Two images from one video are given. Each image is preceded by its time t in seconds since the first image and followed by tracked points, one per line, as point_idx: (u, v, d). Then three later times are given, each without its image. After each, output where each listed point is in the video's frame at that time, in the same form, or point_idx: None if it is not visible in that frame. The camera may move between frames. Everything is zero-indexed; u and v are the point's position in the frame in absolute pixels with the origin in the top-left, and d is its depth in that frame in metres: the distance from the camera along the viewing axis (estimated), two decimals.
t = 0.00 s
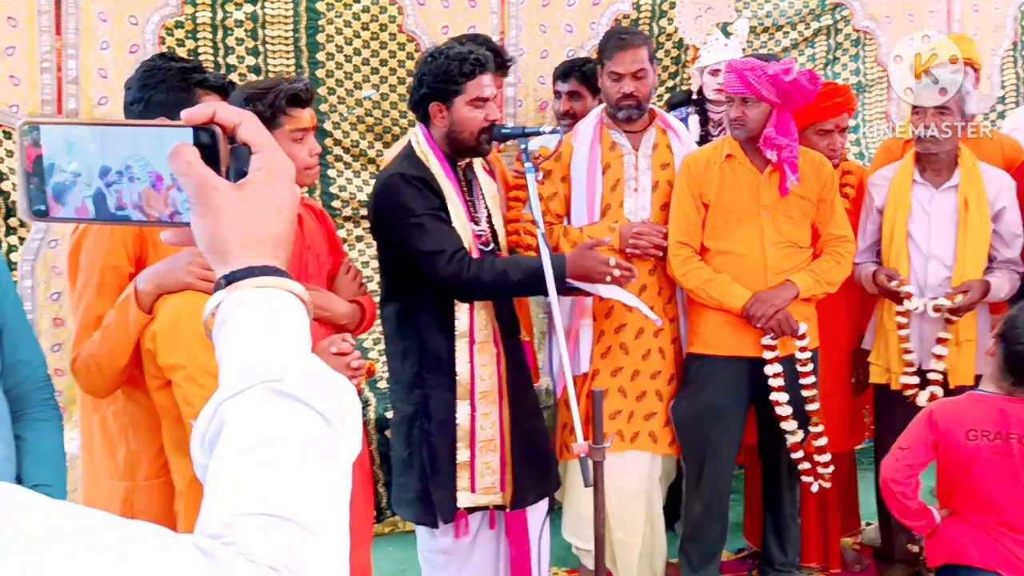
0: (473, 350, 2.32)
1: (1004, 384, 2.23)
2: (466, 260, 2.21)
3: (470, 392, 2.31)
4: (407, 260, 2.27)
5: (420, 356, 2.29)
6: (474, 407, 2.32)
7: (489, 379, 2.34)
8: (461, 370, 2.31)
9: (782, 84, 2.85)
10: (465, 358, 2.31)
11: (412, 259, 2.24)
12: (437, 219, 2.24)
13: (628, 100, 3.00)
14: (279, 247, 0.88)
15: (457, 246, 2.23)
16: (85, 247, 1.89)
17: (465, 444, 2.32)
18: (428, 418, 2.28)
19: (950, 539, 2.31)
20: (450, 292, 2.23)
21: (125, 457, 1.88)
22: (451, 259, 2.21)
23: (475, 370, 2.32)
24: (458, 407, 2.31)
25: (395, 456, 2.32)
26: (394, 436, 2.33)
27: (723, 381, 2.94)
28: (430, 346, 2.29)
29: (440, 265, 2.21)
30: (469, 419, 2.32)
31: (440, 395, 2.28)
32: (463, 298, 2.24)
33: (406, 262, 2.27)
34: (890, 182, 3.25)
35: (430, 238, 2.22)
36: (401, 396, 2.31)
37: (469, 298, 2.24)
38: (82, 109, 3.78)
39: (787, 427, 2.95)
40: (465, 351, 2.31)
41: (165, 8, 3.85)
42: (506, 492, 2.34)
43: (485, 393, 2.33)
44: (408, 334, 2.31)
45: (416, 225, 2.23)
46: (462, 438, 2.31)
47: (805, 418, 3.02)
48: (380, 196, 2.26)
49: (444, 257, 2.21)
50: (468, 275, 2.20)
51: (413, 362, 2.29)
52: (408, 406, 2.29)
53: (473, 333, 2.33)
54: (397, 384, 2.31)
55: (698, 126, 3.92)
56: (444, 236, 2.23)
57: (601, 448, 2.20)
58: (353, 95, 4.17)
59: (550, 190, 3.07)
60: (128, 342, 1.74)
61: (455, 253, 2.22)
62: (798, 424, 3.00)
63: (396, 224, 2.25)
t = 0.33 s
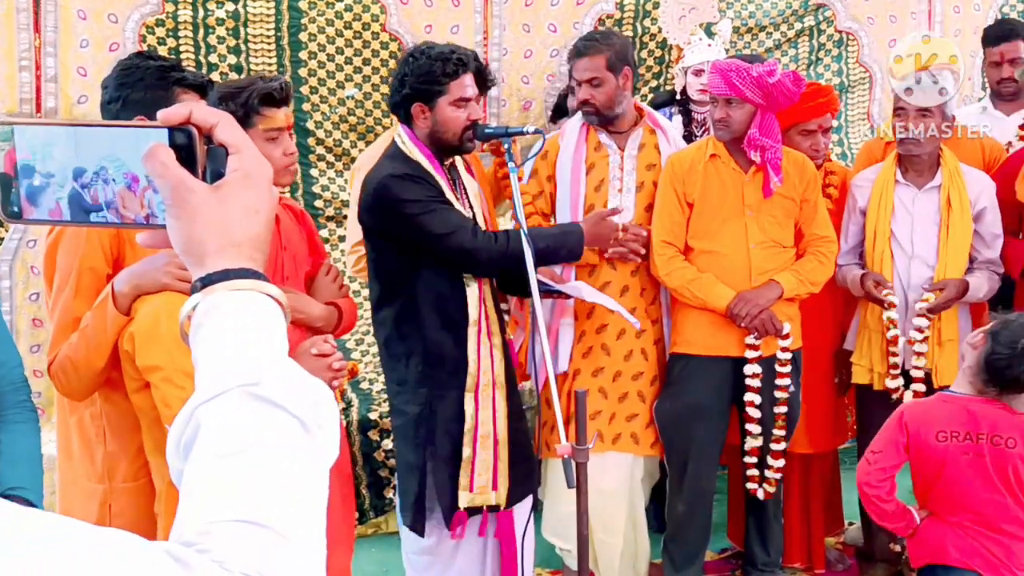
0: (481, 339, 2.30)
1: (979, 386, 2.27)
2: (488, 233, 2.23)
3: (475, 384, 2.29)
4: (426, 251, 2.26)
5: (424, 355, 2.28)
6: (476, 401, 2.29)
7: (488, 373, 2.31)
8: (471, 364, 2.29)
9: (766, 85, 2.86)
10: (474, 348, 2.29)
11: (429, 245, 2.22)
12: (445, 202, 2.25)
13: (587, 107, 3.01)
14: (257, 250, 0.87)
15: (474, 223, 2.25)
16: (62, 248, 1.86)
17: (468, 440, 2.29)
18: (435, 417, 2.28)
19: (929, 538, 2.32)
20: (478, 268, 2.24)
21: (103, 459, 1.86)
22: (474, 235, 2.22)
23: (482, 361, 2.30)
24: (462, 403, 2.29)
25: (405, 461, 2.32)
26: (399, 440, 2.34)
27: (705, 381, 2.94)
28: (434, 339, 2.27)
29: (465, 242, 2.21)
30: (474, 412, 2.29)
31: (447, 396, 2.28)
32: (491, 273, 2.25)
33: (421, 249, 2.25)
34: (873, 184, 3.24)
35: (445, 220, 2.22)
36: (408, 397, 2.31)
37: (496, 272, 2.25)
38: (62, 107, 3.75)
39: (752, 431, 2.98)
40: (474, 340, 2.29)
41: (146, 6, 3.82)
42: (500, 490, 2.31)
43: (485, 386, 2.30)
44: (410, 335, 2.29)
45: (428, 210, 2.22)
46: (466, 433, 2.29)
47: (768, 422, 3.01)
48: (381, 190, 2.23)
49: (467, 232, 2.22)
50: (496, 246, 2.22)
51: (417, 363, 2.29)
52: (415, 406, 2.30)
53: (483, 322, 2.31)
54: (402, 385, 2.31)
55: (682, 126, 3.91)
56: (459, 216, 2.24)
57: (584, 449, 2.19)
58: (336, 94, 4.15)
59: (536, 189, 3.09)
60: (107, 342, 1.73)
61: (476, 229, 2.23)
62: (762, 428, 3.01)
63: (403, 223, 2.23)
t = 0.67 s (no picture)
0: (468, 339, 2.30)
1: (945, 385, 2.30)
2: (476, 228, 2.23)
3: (473, 385, 2.29)
4: (414, 250, 2.25)
5: (411, 356, 2.27)
6: (474, 400, 2.29)
7: (482, 371, 2.31)
8: (463, 365, 2.28)
9: (745, 87, 2.87)
10: (464, 349, 2.29)
11: (417, 244, 2.22)
12: (429, 200, 2.24)
13: (561, 108, 3.02)
14: (232, 252, 0.88)
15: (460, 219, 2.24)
16: (36, 249, 1.84)
17: (472, 439, 2.28)
18: (423, 420, 2.27)
19: (901, 538, 2.33)
20: (468, 264, 2.23)
21: (77, 462, 1.83)
22: (461, 230, 2.21)
23: (473, 361, 2.30)
24: (461, 403, 2.29)
25: (392, 460, 2.31)
26: (385, 441, 2.32)
27: (683, 381, 2.95)
28: (422, 341, 2.27)
29: (453, 238, 2.20)
30: (473, 411, 2.29)
31: (435, 398, 2.27)
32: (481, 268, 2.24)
33: (409, 248, 2.24)
34: (847, 183, 3.28)
35: (432, 217, 2.21)
36: (397, 398, 2.29)
37: (487, 267, 2.24)
38: (36, 106, 3.72)
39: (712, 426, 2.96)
40: (464, 341, 2.29)
41: (121, 4, 3.79)
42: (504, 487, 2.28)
43: (479, 385, 2.30)
44: (397, 336, 2.28)
45: (414, 208, 2.21)
46: (471, 432, 2.28)
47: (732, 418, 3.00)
48: (365, 194, 2.22)
49: (455, 228, 2.21)
50: (486, 240, 2.22)
51: (404, 364, 2.28)
52: (404, 406, 2.28)
53: (469, 323, 2.31)
54: (388, 387, 2.30)
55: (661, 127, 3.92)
56: (445, 212, 2.23)
57: (564, 449, 2.18)
58: (314, 94, 4.13)
59: (516, 189, 3.10)
60: (82, 344, 1.71)
61: (463, 224, 2.23)
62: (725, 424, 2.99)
63: (388, 225, 2.21)
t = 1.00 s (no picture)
0: (425, 339, 2.29)
1: (883, 381, 2.34)
2: (432, 221, 2.21)
3: (430, 384, 2.28)
4: (371, 247, 2.23)
5: (370, 356, 2.25)
6: (431, 400, 2.28)
7: (440, 370, 2.31)
8: (421, 364, 2.27)
9: (704, 88, 2.88)
10: (423, 348, 2.28)
11: (375, 241, 2.20)
12: (384, 196, 2.22)
13: (526, 102, 3.01)
14: (185, 249, 0.86)
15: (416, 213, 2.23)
16: None
17: (426, 439, 2.28)
18: (381, 420, 2.24)
19: (848, 534, 2.36)
20: (427, 257, 2.22)
21: (28, 466, 1.79)
22: (418, 224, 2.20)
23: (430, 361, 2.30)
24: (417, 401, 2.28)
25: (352, 461, 2.28)
26: (344, 442, 2.30)
27: (643, 382, 2.95)
28: (381, 340, 2.24)
29: (410, 232, 2.19)
30: (429, 410, 2.28)
31: (393, 397, 2.25)
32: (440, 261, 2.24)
33: (367, 245, 2.22)
34: (798, 184, 3.32)
35: (387, 213, 2.19)
36: (355, 399, 2.26)
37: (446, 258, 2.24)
38: None
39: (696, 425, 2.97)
40: (423, 341, 2.28)
41: None
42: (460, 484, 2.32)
43: (438, 383, 2.30)
44: (355, 336, 2.25)
45: (369, 205, 2.18)
46: (424, 433, 2.28)
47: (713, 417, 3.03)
48: (320, 194, 2.19)
49: (412, 223, 2.19)
50: (443, 232, 2.21)
51: (363, 363, 2.25)
52: (363, 407, 2.25)
53: (427, 322, 2.31)
54: (348, 387, 2.27)
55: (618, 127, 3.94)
56: (400, 208, 2.21)
57: (523, 449, 2.17)
58: (269, 91, 4.08)
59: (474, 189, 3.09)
60: (32, 345, 1.66)
61: (419, 218, 2.21)
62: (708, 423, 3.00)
63: (345, 222, 2.19)
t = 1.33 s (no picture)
0: (390, 341, 2.28)
1: (843, 381, 2.36)
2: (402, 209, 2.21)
3: (399, 381, 2.29)
4: (343, 242, 2.21)
5: (340, 354, 2.23)
6: (399, 396, 2.28)
7: (408, 367, 2.32)
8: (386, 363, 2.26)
9: (672, 89, 2.89)
10: (393, 345, 2.28)
11: (346, 235, 2.18)
12: (352, 189, 2.20)
13: (492, 101, 3.00)
14: (147, 250, 0.85)
15: (385, 204, 2.22)
16: None
17: (396, 436, 2.27)
18: (346, 420, 2.22)
19: (812, 532, 2.38)
20: (399, 246, 2.21)
21: None
22: (389, 214, 2.20)
23: (398, 361, 2.29)
24: (387, 398, 2.27)
25: (319, 460, 2.26)
26: (309, 442, 2.28)
27: (610, 381, 2.96)
28: (346, 341, 2.23)
29: (382, 221, 2.18)
30: (398, 406, 2.28)
31: (360, 397, 2.23)
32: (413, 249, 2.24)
33: (338, 240, 2.20)
34: (763, 185, 3.35)
35: (358, 205, 2.17)
36: (325, 397, 2.24)
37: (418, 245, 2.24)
38: None
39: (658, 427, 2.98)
40: (392, 337, 2.29)
41: None
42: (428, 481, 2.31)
43: (404, 385, 2.30)
44: (320, 336, 2.23)
45: (339, 199, 2.17)
46: (393, 428, 2.27)
47: (676, 420, 3.05)
48: (288, 193, 2.17)
49: (383, 212, 2.19)
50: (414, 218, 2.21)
51: (333, 361, 2.23)
52: (332, 406, 2.23)
53: (397, 318, 2.31)
54: (316, 385, 2.25)
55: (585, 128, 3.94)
56: (369, 200, 2.20)
57: (490, 449, 2.17)
58: (234, 89, 4.04)
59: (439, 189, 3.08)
60: None
61: (389, 209, 2.21)
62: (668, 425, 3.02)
63: (313, 217, 2.17)
